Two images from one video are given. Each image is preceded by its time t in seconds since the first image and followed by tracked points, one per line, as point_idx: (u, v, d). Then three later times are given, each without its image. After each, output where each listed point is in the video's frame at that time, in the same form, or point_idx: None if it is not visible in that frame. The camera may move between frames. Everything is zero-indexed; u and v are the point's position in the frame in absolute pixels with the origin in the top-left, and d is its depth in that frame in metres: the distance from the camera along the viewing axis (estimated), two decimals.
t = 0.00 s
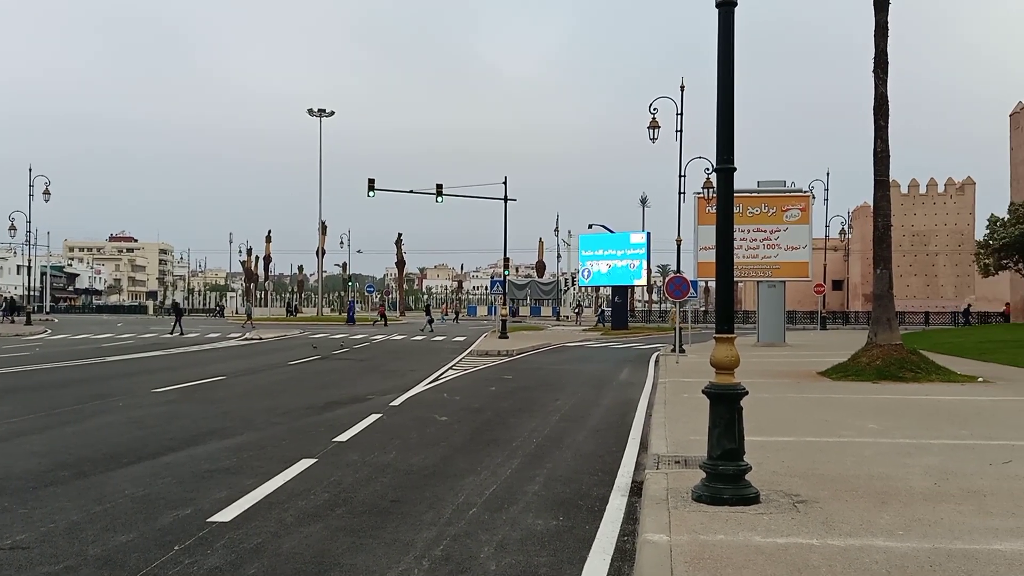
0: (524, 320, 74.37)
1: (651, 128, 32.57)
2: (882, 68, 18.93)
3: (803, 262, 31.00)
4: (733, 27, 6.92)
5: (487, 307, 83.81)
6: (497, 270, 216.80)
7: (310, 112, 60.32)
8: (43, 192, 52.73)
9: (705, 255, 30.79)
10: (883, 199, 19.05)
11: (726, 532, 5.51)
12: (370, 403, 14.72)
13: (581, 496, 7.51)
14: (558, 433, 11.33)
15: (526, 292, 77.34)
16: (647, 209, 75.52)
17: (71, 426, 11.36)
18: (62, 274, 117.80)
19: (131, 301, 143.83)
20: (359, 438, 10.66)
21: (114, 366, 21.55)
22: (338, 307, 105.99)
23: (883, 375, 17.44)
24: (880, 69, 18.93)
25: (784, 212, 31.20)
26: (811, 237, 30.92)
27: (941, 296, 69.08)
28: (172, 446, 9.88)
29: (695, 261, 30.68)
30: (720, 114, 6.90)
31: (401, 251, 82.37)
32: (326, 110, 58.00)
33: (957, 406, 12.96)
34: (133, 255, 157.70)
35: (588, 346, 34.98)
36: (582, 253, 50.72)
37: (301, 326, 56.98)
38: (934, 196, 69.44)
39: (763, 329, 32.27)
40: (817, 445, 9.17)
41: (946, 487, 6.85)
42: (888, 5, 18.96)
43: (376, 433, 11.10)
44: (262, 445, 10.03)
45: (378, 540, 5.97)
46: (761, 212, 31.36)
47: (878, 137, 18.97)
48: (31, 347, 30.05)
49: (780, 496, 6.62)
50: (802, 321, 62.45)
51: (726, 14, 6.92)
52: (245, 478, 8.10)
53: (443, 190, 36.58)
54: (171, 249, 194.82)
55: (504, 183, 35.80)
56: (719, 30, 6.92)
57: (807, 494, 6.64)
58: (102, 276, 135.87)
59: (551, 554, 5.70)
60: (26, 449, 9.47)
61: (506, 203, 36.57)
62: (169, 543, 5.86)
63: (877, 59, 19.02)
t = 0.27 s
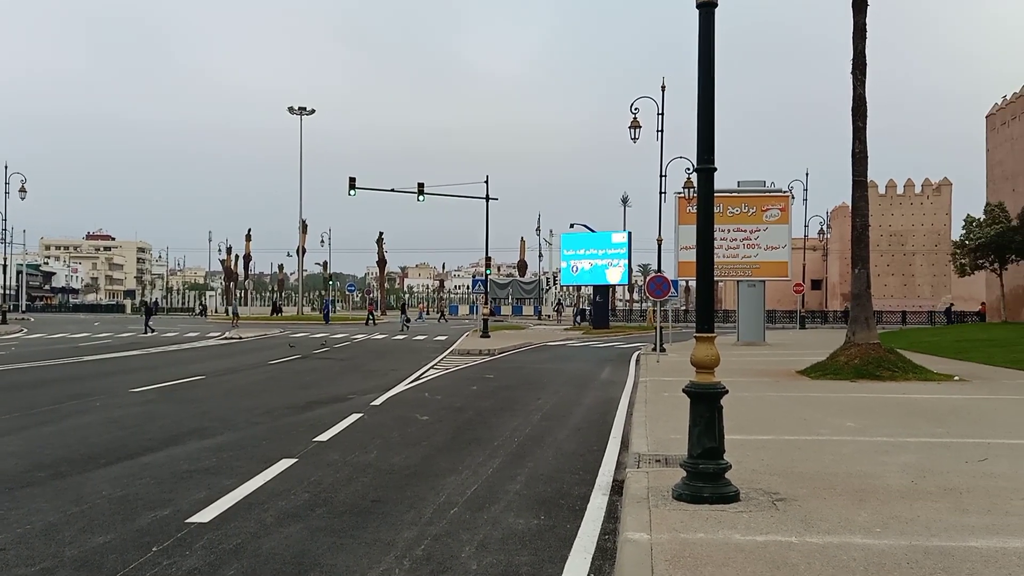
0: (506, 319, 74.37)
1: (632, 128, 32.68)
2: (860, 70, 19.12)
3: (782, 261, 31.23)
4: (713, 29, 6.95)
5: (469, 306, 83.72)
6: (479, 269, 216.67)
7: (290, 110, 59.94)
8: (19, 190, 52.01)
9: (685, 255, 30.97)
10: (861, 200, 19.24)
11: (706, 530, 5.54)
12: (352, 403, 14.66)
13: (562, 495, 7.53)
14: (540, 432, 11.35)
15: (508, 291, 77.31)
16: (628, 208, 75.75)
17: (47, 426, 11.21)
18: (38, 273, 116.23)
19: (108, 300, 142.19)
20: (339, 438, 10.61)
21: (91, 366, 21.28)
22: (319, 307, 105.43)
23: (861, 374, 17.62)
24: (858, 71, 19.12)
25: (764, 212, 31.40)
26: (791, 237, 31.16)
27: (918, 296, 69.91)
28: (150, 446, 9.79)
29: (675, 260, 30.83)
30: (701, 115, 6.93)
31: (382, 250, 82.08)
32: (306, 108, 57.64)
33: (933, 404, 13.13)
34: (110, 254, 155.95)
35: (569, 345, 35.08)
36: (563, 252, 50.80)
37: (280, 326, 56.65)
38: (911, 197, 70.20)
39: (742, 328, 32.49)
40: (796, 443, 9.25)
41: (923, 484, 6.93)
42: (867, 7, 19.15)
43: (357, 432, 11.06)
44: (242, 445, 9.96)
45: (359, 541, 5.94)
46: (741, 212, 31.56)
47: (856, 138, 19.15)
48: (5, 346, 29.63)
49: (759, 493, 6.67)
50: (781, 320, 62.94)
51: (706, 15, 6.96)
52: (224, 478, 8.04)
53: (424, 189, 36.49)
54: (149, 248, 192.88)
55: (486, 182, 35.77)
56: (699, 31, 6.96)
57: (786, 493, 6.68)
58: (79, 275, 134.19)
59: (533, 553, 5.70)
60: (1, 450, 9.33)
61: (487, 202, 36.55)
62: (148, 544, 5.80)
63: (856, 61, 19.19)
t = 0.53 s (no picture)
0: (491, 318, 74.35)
1: (616, 127, 32.76)
2: (841, 71, 19.26)
3: (765, 261, 31.43)
4: (697, 29, 6.98)
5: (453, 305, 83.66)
6: (463, 268, 216.29)
7: (273, 108, 59.54)
8: None
9: (669, 254, 31.09)
10: (842, 200, 19.39)
11: (689, 528, 5.56)
12: (335, 402, 14.61)
13: (546, 494, 7.53)
14: (524, 431, 11.36)
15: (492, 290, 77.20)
16: (612, 208, 75.88)
17: (26, 427, 11.08)
18: (17, 272, 114.79)
19: (88, 299, 140.62)
20: (323, 437, 10.56)
21: (72, 366, 21.05)
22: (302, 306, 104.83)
23: (843, 373, 17.76)
24: (839, 71, 19.26)
25: (747, 212, 31.58)
26: (773, 237, 31.36)
27: (899, 295, 70.58)
28: (131, 446, 9.70)
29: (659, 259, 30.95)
30: (684, 115, 6.95)
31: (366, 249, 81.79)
32: (289, 107, 57.31)
33: (913, 402, 13.26)
34: (90, 252, 154.22)
35: (553, 344, 35.14)
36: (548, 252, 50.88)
37: (264, 325, 56.40)
38: (892, 197, 70.81)
39: (726, 327, 32.66)
40: (778, 442, 9.31)
41: (903, 482, 6.99)
42: (848, 8, 19.30)
43: (340, 432, 11.02)
44: (224, 445, 9.89)
45: (342, 541, 5.92)
46: (724, 212, 31.73)
47: (838, 138, 19.29)
48: None
49: (742, 492, 6.71)
50: (764, 319, 63.30)
51: (690, 16, 6.98)
52: (206, 478, 7.98)
53: (408, 188, 36.41)
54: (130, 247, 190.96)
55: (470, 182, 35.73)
56: (683, 31, 6.98)
57: (768, 491, 6.72)
58: (59, 274, 132.61)
59: (517, 552, 5.70)
60: None
61: (471, 202, 36.51)
62: (128, 545, 5.75)
63: (838, 62, 19.33)
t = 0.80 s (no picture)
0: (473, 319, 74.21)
1: (598, 128, 32.85)
2: (821, 72, 19.42)
3: (746, 261, 31.64)
4: (679, 30, 7.01)
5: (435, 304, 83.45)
6: (445, 268, 215.93)
7: (254, 106, 59.10)
8: None
9: (651, 254, 31.22)
10: (822, 200, 19.56)
11: (671, 527, 5.59)
12: (317, 403, 14.53)
13: (529, 494, 7.54)
14: (506, 431, 11.36)
15: (474, 290, 77.10)
16: (594, 208, 76.02)
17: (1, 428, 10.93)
18: None
19: (65, 299, 138.92)
20: (304, 438, 10.48)
21: (48, 366, 20.79)
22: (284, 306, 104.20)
23: (822, 372, 17.92)
24: (819, 73, 19.42)
25: (728, 212, 31.79)
26: (754, 237, 31.57)
27: (877, 295, 71.32)
28: (110, 447, 9.60)
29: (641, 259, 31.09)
30: (666, 115, 6.98)
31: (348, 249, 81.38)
32: (270, 105, 56.94)
33: (891, 401, 13.40)
34: (68, 252, 152.39)
35: (535, 344, 35.17)
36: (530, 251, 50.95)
37: (244, 324, 56.02)
38: (871, 198, 71.50)
39: (707, 327, 32.85)
40: (758, 441, 9.39)
41: (882, 481, 7.07)
42: (827, 10, 19.47)
43: (322, 432, 10.97)
44: (204, 446, 9.81)
45: (324, 542, 5.89)
46: (705, 212, 31.92)
47: (817, 139, 19.46)
48: None
49: (723, 491, 6.75)
50: (745, 319, 63.72)
51: (671, 16, 7.01)
52: (186, 479, 7.91)
53: (390, 188, 36.28)
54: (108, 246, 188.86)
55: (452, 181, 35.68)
56: (664, 31, 7.01)
57: (748, 490, 6.77)
58: (36, 274, 130.95)
59: (499, 553, 5.70)
60: None
61: (453, 201, 36.45)
62: (107, 547, 5.69)
63: (817, 63, 19.49)
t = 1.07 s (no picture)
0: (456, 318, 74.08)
1: (581, 128, 32.91)
2: (802, 74, 19.56)
3: (728, 261, 31.81)
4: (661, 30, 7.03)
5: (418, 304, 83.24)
6: (429, 268, 215.56)
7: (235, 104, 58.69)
8: None
9: (634, 254, 31.34)
10: (803, 201, 19.69)
11: (654, 527, 5.61)
12: (299, 403, 14.45)
13: (512, 494, 7.54)
14: (489, 431, 11.36)
15: (458, 290, 76.98)
16: (578, 208, 76.13)
17: None
18: None
19: (44, 298, 137.31)
20: (286, 438, 10.42)
21: (26, 366, 20.55)
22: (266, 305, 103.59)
23: (803, 371, 18.05)
24: (800, 74, 19.56)
25: (710, 213, 31.93)
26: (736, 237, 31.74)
27: (857, 295, 71.97)
28: (89, 448, 9.49)
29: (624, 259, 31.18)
30: (649, 116, 7.01)
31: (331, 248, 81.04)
32: (252, 103, 56.59)
33: (871, 400, 13.51)
34: (46, 251, 150.68)
35: (519, 344, 35.19)
36: (514, 252, 50.94)
37: (226, 324, 55.62)
38: (852, 198, 72.10)
39: (689, 327, 33.01)
40: (741, 440, 9.44)
41: (862, 480, 7.13)
42: (809, 12, 19.62)
43: (305, 432, 10.91)
44: (185, 446, 9.73)
45: (306, 543, 5.85)
46: (688, 212, 32.06)
47: (799, 140, 19.60)
48: None
49: (706, 490, 6.77)
50: (727, 319, 64.08)
51: (654, 17, 7.03)
52: (167, 480, 7.84)
53: (373, 187, 36.17)
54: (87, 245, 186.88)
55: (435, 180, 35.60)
56: (648, 31, 7.03)
57: (731, 489, 6.80)
58: (14, 273, 129.41)
59: (482, 553, 5.69)
60: None
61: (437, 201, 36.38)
62: (86, 549, 5.62)
63: (798, 65, 19.63)
